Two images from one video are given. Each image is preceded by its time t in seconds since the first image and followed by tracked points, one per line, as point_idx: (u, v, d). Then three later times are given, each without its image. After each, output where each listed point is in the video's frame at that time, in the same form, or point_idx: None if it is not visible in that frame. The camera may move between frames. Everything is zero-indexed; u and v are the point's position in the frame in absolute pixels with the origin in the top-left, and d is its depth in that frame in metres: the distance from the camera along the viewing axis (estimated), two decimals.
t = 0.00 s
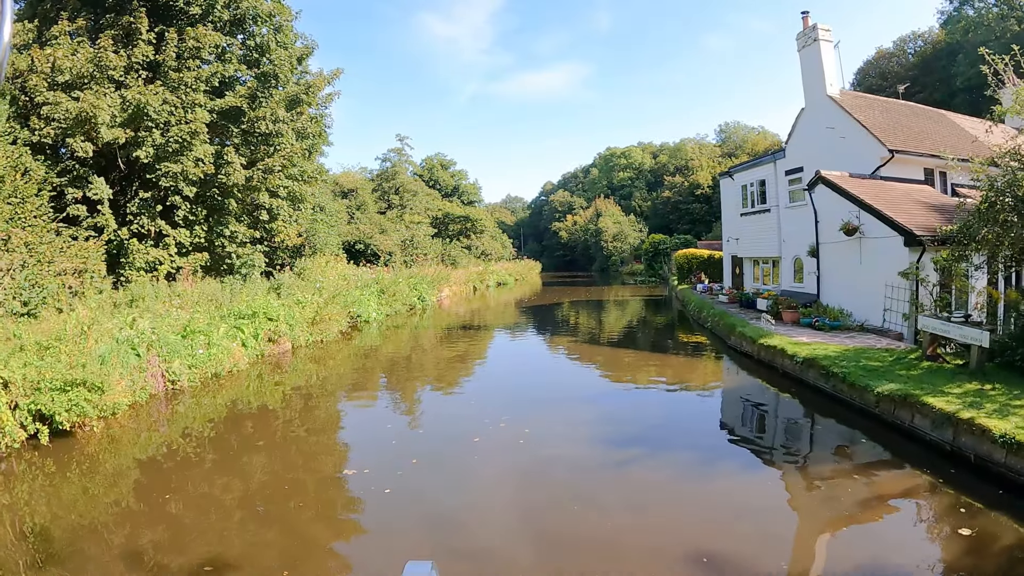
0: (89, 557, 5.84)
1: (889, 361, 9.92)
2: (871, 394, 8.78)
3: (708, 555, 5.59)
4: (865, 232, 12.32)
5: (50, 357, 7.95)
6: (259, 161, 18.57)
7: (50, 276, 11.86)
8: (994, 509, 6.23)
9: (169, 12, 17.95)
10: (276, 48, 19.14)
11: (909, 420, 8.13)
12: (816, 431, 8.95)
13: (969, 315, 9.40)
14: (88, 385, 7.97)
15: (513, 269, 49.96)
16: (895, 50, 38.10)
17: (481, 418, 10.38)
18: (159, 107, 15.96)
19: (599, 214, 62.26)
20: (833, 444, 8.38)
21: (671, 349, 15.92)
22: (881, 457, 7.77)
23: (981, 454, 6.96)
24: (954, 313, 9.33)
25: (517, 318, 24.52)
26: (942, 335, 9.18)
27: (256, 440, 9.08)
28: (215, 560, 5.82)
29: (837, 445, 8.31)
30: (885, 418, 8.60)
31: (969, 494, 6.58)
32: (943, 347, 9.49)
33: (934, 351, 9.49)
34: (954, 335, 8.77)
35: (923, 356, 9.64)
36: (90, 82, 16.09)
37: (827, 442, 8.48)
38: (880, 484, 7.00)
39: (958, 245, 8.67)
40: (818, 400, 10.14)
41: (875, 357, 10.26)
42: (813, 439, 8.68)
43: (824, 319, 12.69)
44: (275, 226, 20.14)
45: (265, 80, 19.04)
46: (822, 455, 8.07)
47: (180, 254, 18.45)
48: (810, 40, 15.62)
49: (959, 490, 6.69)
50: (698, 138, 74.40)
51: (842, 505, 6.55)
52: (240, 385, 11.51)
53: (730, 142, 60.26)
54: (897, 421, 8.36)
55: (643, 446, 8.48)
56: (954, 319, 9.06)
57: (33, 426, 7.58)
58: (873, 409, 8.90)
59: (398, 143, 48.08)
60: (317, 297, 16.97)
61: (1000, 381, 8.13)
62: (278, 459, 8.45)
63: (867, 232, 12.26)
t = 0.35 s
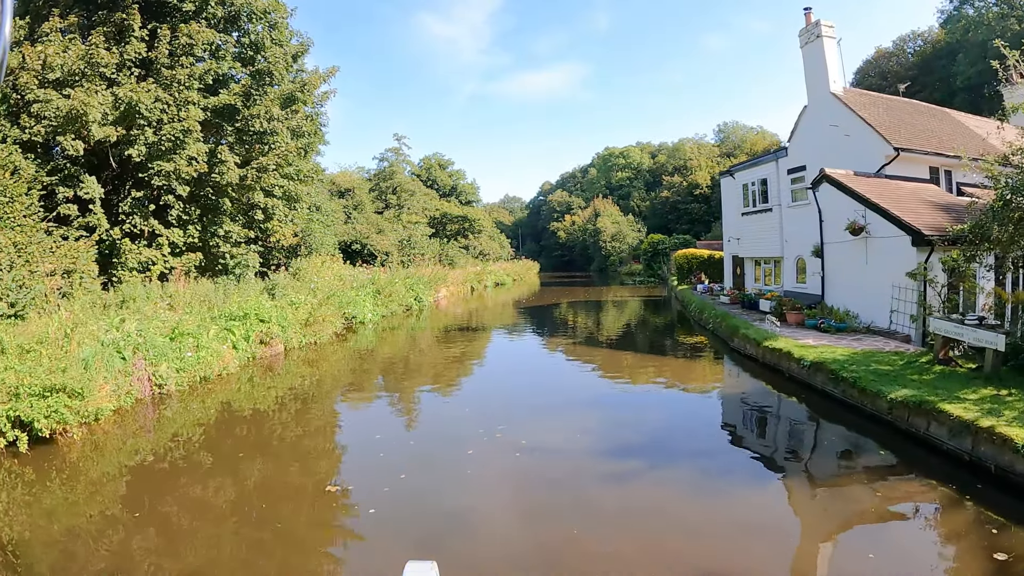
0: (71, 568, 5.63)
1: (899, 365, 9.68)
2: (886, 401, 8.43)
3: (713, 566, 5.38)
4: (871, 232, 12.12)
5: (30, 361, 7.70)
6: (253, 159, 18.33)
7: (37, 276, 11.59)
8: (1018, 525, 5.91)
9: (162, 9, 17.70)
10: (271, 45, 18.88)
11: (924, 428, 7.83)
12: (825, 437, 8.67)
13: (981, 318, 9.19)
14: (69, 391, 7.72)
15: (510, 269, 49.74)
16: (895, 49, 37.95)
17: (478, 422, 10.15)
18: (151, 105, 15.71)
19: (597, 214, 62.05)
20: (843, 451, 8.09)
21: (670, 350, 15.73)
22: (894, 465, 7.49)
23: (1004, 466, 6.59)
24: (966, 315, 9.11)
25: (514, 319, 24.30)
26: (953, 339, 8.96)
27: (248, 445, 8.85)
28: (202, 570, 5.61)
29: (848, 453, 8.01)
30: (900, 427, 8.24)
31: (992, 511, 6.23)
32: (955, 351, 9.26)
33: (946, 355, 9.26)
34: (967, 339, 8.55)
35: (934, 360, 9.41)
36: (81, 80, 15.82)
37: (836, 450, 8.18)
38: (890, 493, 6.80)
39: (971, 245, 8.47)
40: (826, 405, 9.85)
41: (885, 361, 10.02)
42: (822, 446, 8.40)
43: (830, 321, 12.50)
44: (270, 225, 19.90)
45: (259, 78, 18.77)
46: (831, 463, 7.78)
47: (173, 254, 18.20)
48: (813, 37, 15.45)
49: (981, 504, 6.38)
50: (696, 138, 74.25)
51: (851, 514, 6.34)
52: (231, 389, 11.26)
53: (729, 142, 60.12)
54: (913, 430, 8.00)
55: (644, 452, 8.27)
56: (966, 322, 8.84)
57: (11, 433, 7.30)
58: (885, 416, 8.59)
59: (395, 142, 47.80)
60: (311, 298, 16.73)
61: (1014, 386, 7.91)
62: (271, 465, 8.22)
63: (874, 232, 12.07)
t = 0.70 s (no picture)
0: None
1: (910, 369, 9.41)
2: (899, 408, 8.10)
3: None
4: (878, 231, 11.90)
5: (9, 366, 7.48)
6: (246, 158, 18.04)
7: (22, 277, 11.32)
8: None
9: (154, 5, 17.42)
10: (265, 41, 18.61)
11: (942, 437, 7.44)
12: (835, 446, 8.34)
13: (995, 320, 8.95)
14: (46, 397, 7.52)
15: (508, 269, 49.50)
16: (894, 48, 37.80)
17: (475, 425, 9.91)
18: (142, 102, 15.44)
19: (595, 214, 61.81)
20: (854, 462, 7.75)
21: (671, 351, 15.50)
22: (910, 477, 7.17)
23: None
24: (979, 318, 8.87)
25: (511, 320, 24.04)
26: (967, 342, 8.72)
27: (238, 451, 8.61)
28: None
29: (861, 464, 7.67)
30: (915, 436, 7.88)
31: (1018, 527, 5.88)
32: (969, 355, 9.01)
33: (960, 359, 9.01)
34: (981, 342, 8.31)
35: (947, 364, 9.16)
36: (71, 76, 15.53)
37: (848, 460, 7.84)
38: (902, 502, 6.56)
39: (983, 245, 8.24)
40: (836, 412, 9.51)
41: (896, 364, 9.75)
42: (833, 455, 8.06)
43: (836, 323, 12.29)
44: (264, 225, 19.63)
45: (253, 75, 18.46)
46: (843, 473, 7.45)
47: (166, 254, 17.91)
48: (816, 33, 15.25)
49: (1007, 520, 6.03)
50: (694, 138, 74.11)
51: (862, 523, 6.13)
52: (220, 393, 10.99)
53: (727, 142, 59.94)
54: (929, 439, 7.65)
55: (644, 456, 8.05)
56: (979, 324, 8.61)
57: None
58: (899, 424, 8.21)
59: (393, 142, 47.54)
60: (304, 299, 16.48)
61: None
62: (261, 471, 7.98)
63: (880, 230, 11.85)
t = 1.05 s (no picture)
0: None
1: (921, 374, 9.18)
2: (914, 416, 7.83)
3: None
4: (885, 231, 11.71)
5: None
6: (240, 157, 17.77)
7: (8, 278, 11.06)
8: None
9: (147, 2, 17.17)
10: (259, 38, 18.34)
11: (959, 446, 7.16)
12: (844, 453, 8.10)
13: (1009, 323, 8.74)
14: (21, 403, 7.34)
15: (506, 269, 49.29)
16: (893, 48, 37.72)
17: (472, 430, 9.70)
18: (133, 100, 15.18)
19: (593, 214, 61.61)
20: (866, 471, 7.49)
21: (671, 353, 15.30)
22: (924, 487, 6.93)
23: None
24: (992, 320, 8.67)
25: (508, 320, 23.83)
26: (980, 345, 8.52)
27: (229, 456, 8.38)
28: None
29: (872, 473, 7.41)
30: (931, 446, 7.60)
31: None
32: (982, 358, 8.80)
33: (973, 363, 8.81)
34: (994, 346, 8.11)
35: (960, 368, 8.96)
36: (61, 74, 15.26)
37: (859, 469, 7.59)
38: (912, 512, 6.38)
39: (995, 246, 8.04)
40: (845, 417, 9.25)
41: (906, 368, 9.53)
42: (843, 463, 7.82)
43: (842, 325, 12.14)
44: (259, 225, 19.38)
45: (246, 73, 18.17)
46: (854, 483, 7.20)
47: (159, 254, 17.65)
48: (819, 29, 15.06)
49: None
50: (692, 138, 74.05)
51: (874, 535, 5.92)
52: (209, 397, 10.75)
53: (725, 142, 59.77)
54: (945, 449, 7.36)
55: (644, 463, 7.86)
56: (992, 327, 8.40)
57: None
58: (914, 431, 7.93)
59: (390, 141, 47.29)
60: (297, 300, 16.25)
61: None
62: (252, 477, 7.76)
63: (887, 230, 11.66)
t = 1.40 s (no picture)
0: None
1: (934, 378, 8.95)
2: (931, 424, 7.54)
3: None
4: (892, 229, 11.52)
5: None
6: (232, 155, 17.49)
7: None
8: None
9: None
10: (253, 35, 18.04)
11: (980, 457, 6.86)
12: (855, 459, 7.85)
13: None
14: None
15: (503, 269, 49.06)
16: (893, 48, 37.59)
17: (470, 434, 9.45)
18: (124, 97, 14.90)
19: (591, 214, 61.42)
20: (880, 480, 7.21)
21: (669, 354, 15.07)
22: (940, 498, 6.66)
23: None
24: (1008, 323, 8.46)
25: (505, 321, 23.58)
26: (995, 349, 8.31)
27: (218, 461, 8.14)
28: None
29: (887, 483, 7.13)
30: (949, 456, 7.30)
31: None
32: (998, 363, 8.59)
33: (989, 368, 8.59)
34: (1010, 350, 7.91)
35: (975, 373, 8.75)
36: (51, 70, 14.99)
37: (872, 478, 7.31)
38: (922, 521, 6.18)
39: (1010, 246, 7.82)
40: (856, 424, 8.97)
41: (918, 373, 9.29)
42: (854, 471, 7.56)
43: (850, 327, 11.93)
44: (253, 224, 19.14)
45: (239, 71, 17.58)
46: (868, 492, 6.93)
47: (151, 254, 17.37)
48: (823, 24, 14.88)
49: None
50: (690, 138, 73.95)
51: (888, 546, 5.68)
52: (196, 401, 10.50)
53: (724, 142, 59.61)
54: (964, 459, 7.06)
55: (645, 468, 7.64)
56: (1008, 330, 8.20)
57: None
58: (931, 440, 7.63)
59: (387, 140, 47.06)
60: (290, 301, 15.99)
61: None
62: (243, 482, 7.53)
63: (895, 229, 11.46)
